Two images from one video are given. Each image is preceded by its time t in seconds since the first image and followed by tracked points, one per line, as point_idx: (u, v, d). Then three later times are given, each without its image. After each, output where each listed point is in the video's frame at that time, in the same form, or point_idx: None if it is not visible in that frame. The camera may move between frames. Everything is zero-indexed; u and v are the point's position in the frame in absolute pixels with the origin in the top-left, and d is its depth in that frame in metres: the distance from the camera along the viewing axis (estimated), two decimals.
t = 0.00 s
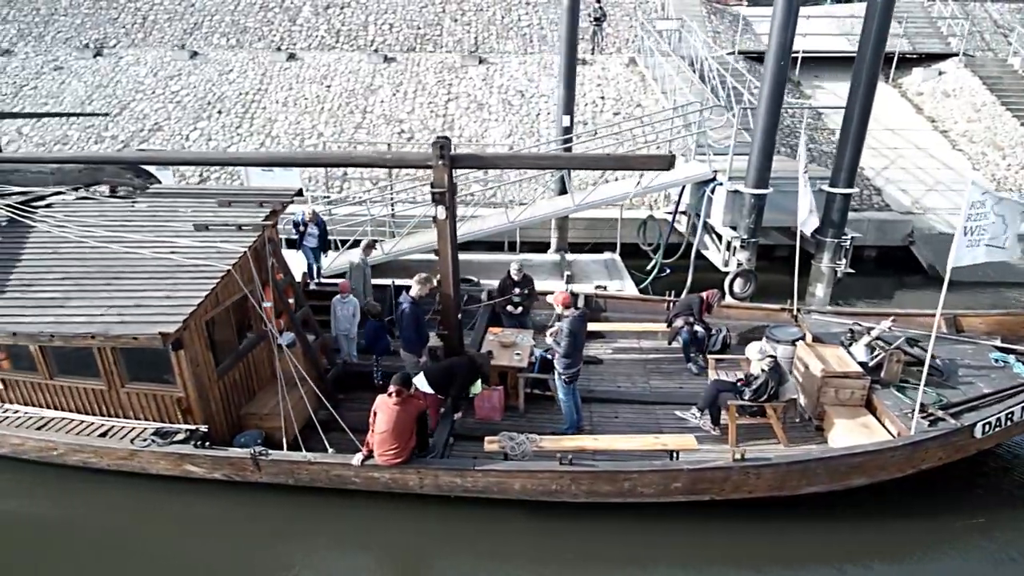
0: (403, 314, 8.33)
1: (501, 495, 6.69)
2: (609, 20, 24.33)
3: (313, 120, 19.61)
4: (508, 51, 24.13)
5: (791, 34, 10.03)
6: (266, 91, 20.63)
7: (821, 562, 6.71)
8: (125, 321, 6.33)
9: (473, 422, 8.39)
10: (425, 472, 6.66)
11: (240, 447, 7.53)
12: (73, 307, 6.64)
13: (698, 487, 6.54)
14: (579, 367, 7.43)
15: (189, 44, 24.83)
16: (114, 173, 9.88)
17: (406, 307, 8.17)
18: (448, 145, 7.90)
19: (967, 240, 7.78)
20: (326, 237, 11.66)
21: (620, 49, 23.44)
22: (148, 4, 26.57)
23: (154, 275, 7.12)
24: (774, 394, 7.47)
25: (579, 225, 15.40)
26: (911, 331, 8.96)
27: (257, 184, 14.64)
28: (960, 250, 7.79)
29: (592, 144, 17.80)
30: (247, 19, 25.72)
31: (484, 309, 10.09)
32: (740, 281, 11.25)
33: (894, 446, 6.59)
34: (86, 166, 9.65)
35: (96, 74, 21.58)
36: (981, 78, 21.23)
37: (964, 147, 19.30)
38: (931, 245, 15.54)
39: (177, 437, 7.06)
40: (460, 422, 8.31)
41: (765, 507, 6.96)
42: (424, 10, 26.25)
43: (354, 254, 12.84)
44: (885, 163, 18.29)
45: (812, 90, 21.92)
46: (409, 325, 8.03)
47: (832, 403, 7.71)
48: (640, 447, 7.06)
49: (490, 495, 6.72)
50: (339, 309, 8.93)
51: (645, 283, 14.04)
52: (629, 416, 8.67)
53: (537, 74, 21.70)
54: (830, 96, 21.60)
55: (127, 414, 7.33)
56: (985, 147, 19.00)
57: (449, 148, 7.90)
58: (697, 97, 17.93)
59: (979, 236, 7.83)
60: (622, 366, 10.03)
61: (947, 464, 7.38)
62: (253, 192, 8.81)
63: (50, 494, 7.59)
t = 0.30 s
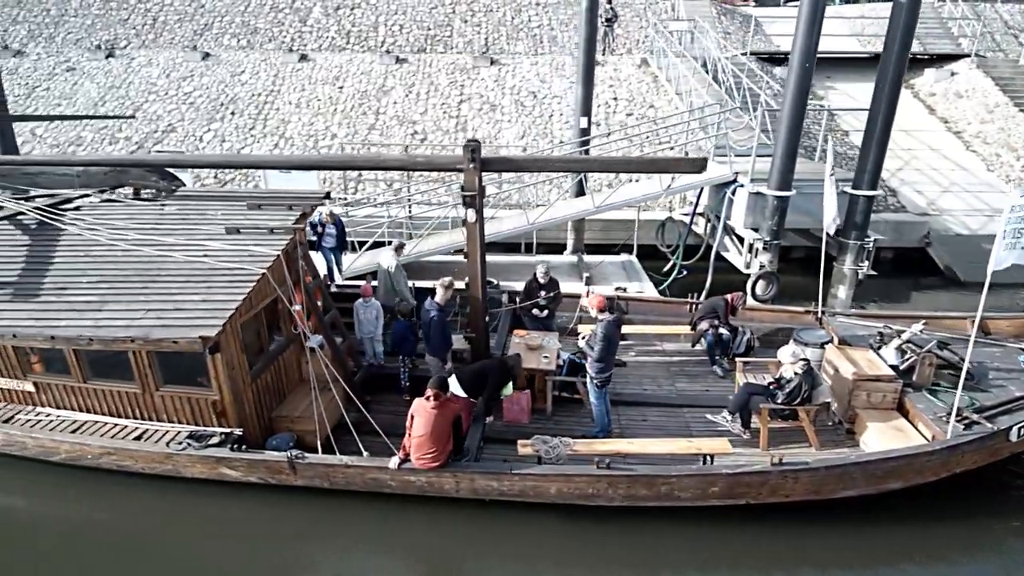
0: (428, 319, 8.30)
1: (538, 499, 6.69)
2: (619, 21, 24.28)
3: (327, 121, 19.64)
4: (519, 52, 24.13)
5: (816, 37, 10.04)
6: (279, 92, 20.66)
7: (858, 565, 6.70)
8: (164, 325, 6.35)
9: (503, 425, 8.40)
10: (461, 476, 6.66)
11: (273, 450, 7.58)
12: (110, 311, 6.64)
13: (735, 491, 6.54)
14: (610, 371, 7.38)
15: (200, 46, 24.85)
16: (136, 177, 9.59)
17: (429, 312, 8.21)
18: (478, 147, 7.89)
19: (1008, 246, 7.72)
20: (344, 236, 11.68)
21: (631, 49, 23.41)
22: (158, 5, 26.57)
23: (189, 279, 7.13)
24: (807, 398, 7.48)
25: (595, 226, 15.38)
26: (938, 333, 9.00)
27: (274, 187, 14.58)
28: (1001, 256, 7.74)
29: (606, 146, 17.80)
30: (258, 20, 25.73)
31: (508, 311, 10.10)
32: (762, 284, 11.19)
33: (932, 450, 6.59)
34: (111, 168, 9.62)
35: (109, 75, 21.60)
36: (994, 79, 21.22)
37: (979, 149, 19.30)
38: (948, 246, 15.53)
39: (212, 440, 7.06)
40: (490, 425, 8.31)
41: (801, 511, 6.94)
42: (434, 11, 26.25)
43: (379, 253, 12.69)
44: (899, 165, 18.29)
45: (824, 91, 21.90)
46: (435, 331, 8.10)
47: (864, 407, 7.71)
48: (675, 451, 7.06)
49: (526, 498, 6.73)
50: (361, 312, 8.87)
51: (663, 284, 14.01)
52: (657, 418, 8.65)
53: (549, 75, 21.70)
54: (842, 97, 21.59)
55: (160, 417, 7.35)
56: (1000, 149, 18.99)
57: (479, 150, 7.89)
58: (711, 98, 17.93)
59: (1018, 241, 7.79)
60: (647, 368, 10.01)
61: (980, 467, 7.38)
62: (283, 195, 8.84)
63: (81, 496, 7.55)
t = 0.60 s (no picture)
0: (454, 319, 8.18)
1: (575, 502, 6.70)
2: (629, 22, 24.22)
3: (340, 122, 19.67)
4: (529, 53, 24.16)
5: (841, 39, 10.05)
6: (292, 94, 20.68)
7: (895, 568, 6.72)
8: (204, 328, 6.36)
9: (532, 427, 8.40)
10: (499, 479, 6.66)
11: (306, 452, 7.57)
12: (148, 314, 6.64)
13: (774, 494, 6.55)
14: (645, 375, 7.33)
15: (210, 46, 24.87)
16: (164, 179, 9.64)
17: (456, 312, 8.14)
18: (510, 150, 7.90)
19: None
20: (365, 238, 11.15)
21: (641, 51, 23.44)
22: (167, 5, 26.55)
23: (225, 282, 7.14)
24: (840, 401, 7.48)
25: (611, 228, 15.37)
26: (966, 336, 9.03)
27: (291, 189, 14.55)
28: None
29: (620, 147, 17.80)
30: (268, 21, 25.74)
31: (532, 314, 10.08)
32: (784, 286, 11.23)
33: (970, 454, 6.60)
34: (137, 172, 9.60)
35: (121, 76, 21.60)
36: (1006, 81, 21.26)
37: (992, 150, 19.34)
38: (963, 247, 15.56)
39: (249, 443, 7.06)
40: (520, 427, 8.31)
41: (837, 515, 6.95)
42: (443, 11, 26.25)
43: (401, 254, 12.46)
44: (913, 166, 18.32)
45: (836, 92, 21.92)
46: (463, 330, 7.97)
47: (896, 410, 7.72)
48: (710, 454, 7.06)
49: (563, 502, 6.74)
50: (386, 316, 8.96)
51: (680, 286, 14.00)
52: (685, 421, 8.63)
53: (561, 76, 21.70)
54: (854, 98, 21.60)
55: (194, 420, 7.36)
56: (1013, 150, 19.02)
57: (511, 154, 7.90)
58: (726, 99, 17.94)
59: None
60: (671, 370, 10.01)
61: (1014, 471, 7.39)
62: (312, 198, 8.88)
63: (117, 499, 7.60)
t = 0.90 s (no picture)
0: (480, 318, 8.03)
1: (614, 506, 6.72)
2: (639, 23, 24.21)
3: (353, 124, 19.73)
4: (540, 55, 24.21)
5: (866, 42, 10.09)
6: (305, 95, 20.72)
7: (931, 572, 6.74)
8: (247, 333, 6.40)
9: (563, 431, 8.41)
10: (538, 483, 6.68)
11: (340, 456, 7.57)
12: (189, 319, 6.68)
13: (812, 498, 6.58)
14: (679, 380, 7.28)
15: (221, 48, 24.90)
16: (191, 181, 9.47)
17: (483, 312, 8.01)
18: (543, 155, 7.93)
19: None
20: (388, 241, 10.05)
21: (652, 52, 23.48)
22: (177, 6, 26.56)
23: (263, 287, 7.18)
24: (874, 405, 7.52)
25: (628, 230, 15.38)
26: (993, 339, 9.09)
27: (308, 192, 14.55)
28: None
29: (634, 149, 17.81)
30: (278, 22, 25.75)
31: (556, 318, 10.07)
32: (807, 289, 11.29)
33: (1008, 459, 6.63)
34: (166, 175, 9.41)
35: (134, 78, 21.63)
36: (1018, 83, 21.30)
37: (1005, 152, 19.37)
38: (979, 249, 15.59)
39: (287, 447, 7.09)
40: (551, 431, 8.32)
41: (873, 519, 6.97)
42: (453, 12, 26.26)
43: (417, 257, 12.71)
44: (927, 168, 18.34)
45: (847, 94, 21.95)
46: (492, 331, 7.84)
47: (929, 413, 7.76)
48: (747, 459, 7.07)
49: (602, 506, 6.75)
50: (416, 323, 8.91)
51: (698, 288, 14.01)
52: (715, 425, 8.63)
53: (573, 78, 21.72)
54: (866, 100, 21.63)
55: (231, 424, 7.39)
56: None
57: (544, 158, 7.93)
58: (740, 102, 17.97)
59: None
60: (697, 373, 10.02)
61: None
62: (343, 203, 8.95)
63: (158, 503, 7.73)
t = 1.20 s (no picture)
0: (503, 321, 8.00)
1: (651, 512, 6.73)
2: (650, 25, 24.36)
3: (367, 126, 19.79)
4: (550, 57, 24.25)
5: (892, 46, 10.11)
6: (317, 98, 20.77)
7: None
8: (288, 340, 6.44)
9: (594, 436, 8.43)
10: (576, 490, 6.69)
11: (373, 461, 7.59)
12: (229, 325, 6.72)
13: (850, 505, 6.60)
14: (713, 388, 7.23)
15: (231, 50, 24.93)
16: (218, 186, 9.49)
17: (508, 315, 7.98)
18: (576, 160, 7.90)
19: None
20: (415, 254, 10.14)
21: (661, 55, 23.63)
22: (187, 8, 26.56)
23: (299, 294, 7.21)
24: (906, 410, 7.55)
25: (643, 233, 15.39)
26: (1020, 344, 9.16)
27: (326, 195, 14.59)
28: None
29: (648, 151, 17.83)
30: (288, 24, 25.77)
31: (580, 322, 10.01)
32: (829, 293, 11.19)
33: None
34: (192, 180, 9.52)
35: (146, 80, 21.64)
36: None
37: (1017, 154, 19.39)
38: (995, 252, 15.62)
39: (324, 453, 7.12)
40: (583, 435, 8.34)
41: (909, 526, 6.97)
42: (463, 14, 26.27)
43: (434, 258, 13.10)
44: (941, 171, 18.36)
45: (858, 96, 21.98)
46: (518, 334, 7.83)
47: (959, 419, 7.79)
48: (783, 465, 7.08)
49: (639, 512, 6.77)
50: (450, 335, 8.46)
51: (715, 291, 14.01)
52: (744, 429, 8.63)
53: (584, 80, 21.73)
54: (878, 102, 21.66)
55: (267, 429, 7.42)
56: None
57: (577, 164, 7.90)
58: (754, 104, 17.99)
59: None
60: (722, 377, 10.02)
61: None
62: (372, 208, 8.99)
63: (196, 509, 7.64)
